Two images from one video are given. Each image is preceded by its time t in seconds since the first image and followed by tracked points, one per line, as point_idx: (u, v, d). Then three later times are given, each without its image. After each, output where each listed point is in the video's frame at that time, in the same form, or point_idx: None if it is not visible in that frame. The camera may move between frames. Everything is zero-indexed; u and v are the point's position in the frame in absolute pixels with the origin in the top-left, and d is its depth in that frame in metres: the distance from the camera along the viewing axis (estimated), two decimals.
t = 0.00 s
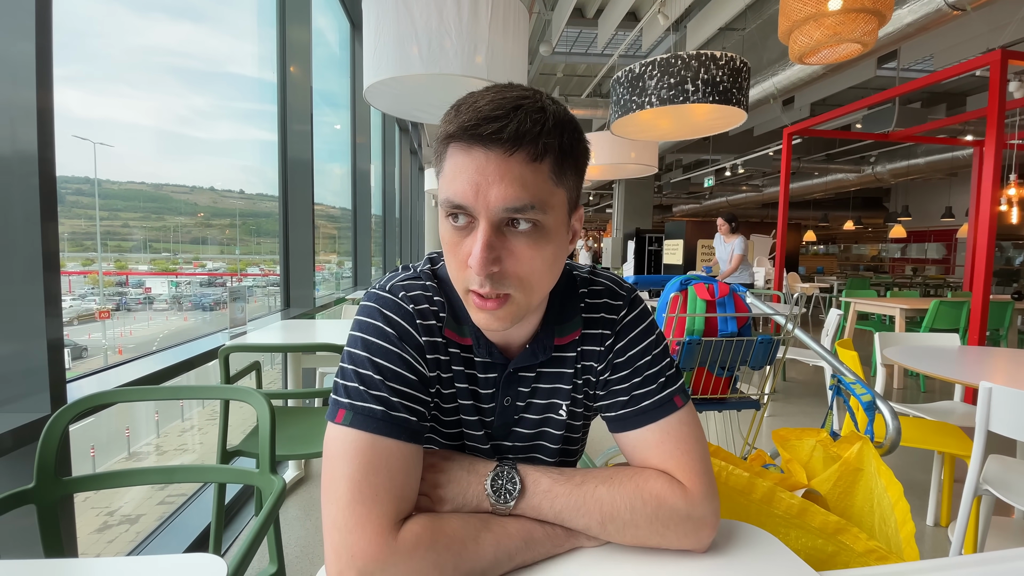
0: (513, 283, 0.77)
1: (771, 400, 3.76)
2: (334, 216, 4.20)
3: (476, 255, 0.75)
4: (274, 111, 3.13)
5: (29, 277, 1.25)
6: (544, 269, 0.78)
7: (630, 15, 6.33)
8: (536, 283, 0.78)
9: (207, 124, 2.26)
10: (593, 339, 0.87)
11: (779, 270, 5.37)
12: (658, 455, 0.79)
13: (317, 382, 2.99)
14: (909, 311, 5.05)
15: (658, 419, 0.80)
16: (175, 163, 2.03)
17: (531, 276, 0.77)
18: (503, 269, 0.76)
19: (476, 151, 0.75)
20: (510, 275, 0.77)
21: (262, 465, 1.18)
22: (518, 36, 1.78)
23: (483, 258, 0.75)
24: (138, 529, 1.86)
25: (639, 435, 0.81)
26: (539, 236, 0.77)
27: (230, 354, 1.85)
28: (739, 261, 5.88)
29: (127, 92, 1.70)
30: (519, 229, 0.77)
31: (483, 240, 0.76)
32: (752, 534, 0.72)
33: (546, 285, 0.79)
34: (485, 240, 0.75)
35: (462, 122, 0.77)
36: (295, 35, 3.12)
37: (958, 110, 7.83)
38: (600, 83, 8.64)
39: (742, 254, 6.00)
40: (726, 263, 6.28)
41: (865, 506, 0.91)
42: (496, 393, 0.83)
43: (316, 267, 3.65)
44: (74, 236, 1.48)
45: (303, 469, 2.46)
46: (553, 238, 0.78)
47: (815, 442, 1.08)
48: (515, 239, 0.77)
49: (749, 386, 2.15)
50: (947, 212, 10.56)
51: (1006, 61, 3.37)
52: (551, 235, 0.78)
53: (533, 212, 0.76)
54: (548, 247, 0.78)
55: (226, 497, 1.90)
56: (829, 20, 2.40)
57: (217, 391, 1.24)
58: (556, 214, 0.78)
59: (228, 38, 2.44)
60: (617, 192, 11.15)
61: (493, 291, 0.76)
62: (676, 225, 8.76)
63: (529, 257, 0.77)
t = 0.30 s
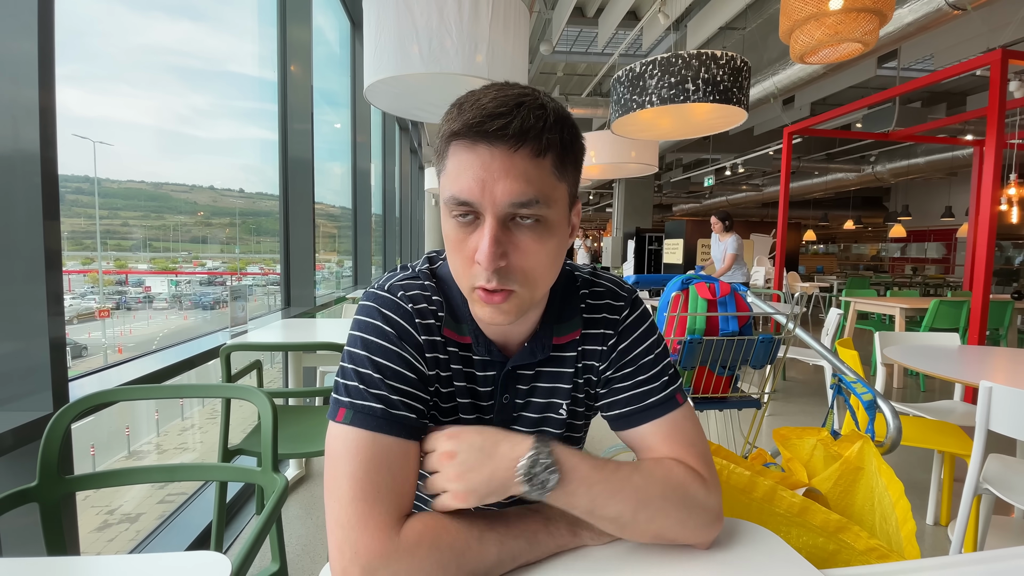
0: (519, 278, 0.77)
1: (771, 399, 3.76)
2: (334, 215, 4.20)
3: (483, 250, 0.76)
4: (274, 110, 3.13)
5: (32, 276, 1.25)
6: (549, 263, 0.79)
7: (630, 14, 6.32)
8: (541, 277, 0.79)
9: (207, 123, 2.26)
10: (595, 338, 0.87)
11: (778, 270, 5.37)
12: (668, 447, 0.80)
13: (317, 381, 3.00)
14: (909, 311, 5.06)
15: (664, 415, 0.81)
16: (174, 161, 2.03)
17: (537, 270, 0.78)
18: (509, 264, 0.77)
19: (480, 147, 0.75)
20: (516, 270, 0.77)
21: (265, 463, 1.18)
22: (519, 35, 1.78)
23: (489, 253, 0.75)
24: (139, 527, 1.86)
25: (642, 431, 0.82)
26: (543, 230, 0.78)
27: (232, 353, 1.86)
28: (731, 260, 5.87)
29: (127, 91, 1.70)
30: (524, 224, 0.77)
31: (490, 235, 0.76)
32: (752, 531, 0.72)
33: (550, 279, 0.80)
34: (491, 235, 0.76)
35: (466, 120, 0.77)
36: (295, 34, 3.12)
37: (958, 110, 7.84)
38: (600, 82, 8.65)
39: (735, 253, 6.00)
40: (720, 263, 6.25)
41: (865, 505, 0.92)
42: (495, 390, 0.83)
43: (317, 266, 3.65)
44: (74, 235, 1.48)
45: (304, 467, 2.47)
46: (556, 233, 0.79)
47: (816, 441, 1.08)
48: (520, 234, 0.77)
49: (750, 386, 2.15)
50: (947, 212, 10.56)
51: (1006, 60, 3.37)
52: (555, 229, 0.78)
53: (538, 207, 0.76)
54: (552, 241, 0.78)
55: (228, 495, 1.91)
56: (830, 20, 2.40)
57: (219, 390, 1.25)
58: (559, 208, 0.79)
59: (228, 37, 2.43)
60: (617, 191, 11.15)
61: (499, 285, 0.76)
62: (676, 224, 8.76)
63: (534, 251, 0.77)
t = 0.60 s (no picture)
0: (539, 268, 0.79)
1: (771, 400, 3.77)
2: (334, 215, 4.21)
3: (506, 243, 0.77)
4: (276, 110, 3.14)
5: (36, 276, 1.25)
6: (563, 252, 0.81)
7: (631, 15, 6.32)
8: (557, 266, 0.81)
9: (207, 123, 2.27)
10: (601, 339, 0.91)
11: (779, 270, 5.38)
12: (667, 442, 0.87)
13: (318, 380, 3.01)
14: (909, 312, 5.06)
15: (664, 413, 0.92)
16: (175, 161, 2.04)
17: (554, 260, 0.80)
18: (530, 255, 0.78)
19: (496, 145, 0.76)
20: (536, 260, 0.79)
21: (268, 463, 1.19)
22: (520, 36, 1.79)
23: (512, 246, 0.77)
24: (139, 528, 1.86)
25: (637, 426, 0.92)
26: (558, 220, 0.80)
27: (234, 353, 1.86)
28: (727, 261, 5.87)
29: (127, 91, 1.71)
30: (540, 215, 0.79)
31: (512, 228, 0.77)
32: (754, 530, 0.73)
33: (564, 268, 0.83)
34: (513, 228, 0.77)
35: (481, 118, 0.77)
36: (297, 34, 3.13)
37: (959, 110, 7.84)
38: (600, 83, 8.66)
39: (731, 254, 6.01)
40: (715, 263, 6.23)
41: (865, 505, 0.92)
42: (498, 388, 0.84)
43: (317, 266, 3.66)
44: (74, 235, 1.48)
45: (306, 467, 2.48)
46: (568, 222, 0.82)
47: (816, 442, 1.08)
48: (537, 225, 0.79)
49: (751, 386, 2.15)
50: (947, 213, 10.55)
51: (1007, 61, 3.38)
52: (567, 219, 0.81)
53: (554, 197, 0.79)
54: (565, 231, 0.81)
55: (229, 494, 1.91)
56: (831, 21, 2.40)
57: (222, 390, 1.25)
58: (568, 199, 0.82)
59: (229, 37, 2.44)
60: (618, 192, 11.15)
61: (521, 276, 0.78)
62: (676, 225, 8.77)
63: (551, 241, 0.79)
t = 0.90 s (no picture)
0: (550, 269, 0.80)
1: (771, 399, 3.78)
2: (335, 215, 4.22)
3: (519, 245, 0.77)
4: (276, 110, 3.15)
5: (39, 275, 1.26)
6: (574, 254, 0.82)
7: (631, 15, 6.32)
8: (569, 267, 0.82)
9: (207, 123, 2.27)
10: (609, 340, 0.92)
11: (778, 271, 5.38)
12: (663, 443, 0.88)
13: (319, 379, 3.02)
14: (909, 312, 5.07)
15: (669, 412, 0.90)
16: (175, 161, 2.05)
17: (566, 261, 0.81)
18: (542, 256, 0.79)
19: (510, 148, 0.77)
20: (548, 261, 0.79)
21: (270, 462, 1.19)
22: (521, 36, 1.79)
23: (525, 247, 0.77)
24: (139, 527, 1.87)
25: (640, 426, 0.89)
26: (569, 222, 0.81)
27: (236, 352, 1.87)
28: (725, 262, 5.86)
29: (127, 90, 1.71)
30: (553, 217, 0.80)
31: (524, 229, 0.78)
32: (756, 528, 0.74)
33: (575, 270, 0.84)
34: (526, 230, 0.78)
35: (496, 122, 0.78)
36: (298, 35, 3.14)
37: (959, 111, 7.85)
38: (600, 83, 8.67)
39: (728, 253, 6.00)
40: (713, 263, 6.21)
41: (865, 504, 0.92)
42: (506, 387, 0.85)
43: (318, 266, 3.66)
44: (75, 234, 1.49)
45: (307, 466, 2.49)
46: (579, 225, 0.82)
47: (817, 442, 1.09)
48: (550, 227, 0.80)
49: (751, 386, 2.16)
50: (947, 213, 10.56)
51: (1007, 62, 3.38)
52: (578, 222, 0.82)
53: (566, 200, 0.79)
54: (576, 233, 0.82)
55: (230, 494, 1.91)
56: (831, 22, 2.41)
57: (224, 388, 1.26)
58: (580, 202, 0.83)
59: (229, 37, 2.44)
60: (618, 192, 11.16)
61: (533, 277, 0.78)
62: (676, 225, 8.78)
63: (563, 242, 0.80)
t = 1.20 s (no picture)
0: (555, 269, 0.80)
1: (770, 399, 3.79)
2: (335, 214, 4.22)
3: (526, 244, 0.78)
4: (277, 110, 3.16)
5: (42, 274, 1.26)
6: (579, 254, 0.82)
7: (631, 15, 6.32)
8: (573, 266, 0.82)
9: (207, 122, 2.27)
10: (609, 338, 0.92)
11: (778, 271, 5.39)
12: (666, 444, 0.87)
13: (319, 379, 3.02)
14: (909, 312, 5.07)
15: (669, 410, 0.89)
16: (175, 160, 2.05)
17: (570, 261, 0.81)
18: (547, 256, 0.79)
19: (518, 148, 0.77)
20: (553, 260, 0.80)
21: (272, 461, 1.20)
22: (521, 36, 1.79)
23: (531, 247, 0.77)
24: (139, 526, 1.87)
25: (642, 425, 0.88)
26: (574, 222, 0.81)
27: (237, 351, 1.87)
28: (721, 260, 5.85)
29: (127, 89, 1.71)
30: (558, 217, 0.80)
31: (530, 229, 0.78)
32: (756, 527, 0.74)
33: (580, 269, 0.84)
34: (532, 229, 0.78)
35: (504, 122, 0.78)
36: (298, 34, 3.15)
37: (959, 111, 7.86)
38: (600, 83, 8.68)
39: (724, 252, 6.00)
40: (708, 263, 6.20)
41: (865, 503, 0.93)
42: (507, 385, 0.85)
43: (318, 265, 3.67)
44: (74, 234, 1.49)
45: (307, 466, 2.49)
46: (584, 225, 0.83)
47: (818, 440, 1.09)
48: (555, 226, 0.80)
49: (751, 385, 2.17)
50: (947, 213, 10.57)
51: (1007, 62, 3.39)
52: (583, 222, 0.83)
53: (572, 200, 0.80)
54: (581, 233, 0.82)
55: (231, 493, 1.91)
56: (831, 22, 2.42)
57: (225, 387, 1.26)
58: (585, 202, 0.83)
59: (229, 36, 2.44)
60: (618, 191, 11.16)
61: (538, 276, 0.79)
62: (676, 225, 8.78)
63: (568, 242, 0.80)
